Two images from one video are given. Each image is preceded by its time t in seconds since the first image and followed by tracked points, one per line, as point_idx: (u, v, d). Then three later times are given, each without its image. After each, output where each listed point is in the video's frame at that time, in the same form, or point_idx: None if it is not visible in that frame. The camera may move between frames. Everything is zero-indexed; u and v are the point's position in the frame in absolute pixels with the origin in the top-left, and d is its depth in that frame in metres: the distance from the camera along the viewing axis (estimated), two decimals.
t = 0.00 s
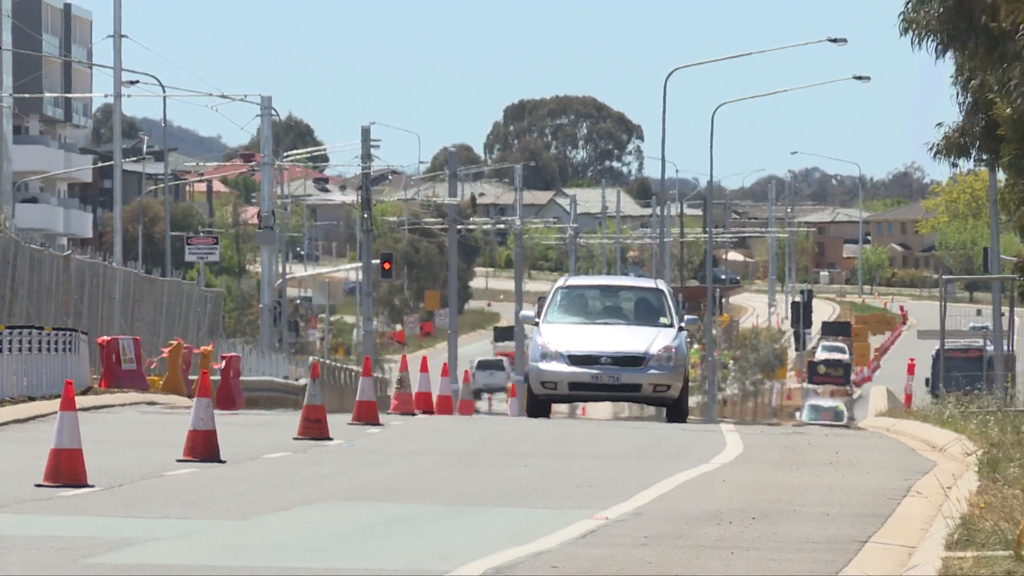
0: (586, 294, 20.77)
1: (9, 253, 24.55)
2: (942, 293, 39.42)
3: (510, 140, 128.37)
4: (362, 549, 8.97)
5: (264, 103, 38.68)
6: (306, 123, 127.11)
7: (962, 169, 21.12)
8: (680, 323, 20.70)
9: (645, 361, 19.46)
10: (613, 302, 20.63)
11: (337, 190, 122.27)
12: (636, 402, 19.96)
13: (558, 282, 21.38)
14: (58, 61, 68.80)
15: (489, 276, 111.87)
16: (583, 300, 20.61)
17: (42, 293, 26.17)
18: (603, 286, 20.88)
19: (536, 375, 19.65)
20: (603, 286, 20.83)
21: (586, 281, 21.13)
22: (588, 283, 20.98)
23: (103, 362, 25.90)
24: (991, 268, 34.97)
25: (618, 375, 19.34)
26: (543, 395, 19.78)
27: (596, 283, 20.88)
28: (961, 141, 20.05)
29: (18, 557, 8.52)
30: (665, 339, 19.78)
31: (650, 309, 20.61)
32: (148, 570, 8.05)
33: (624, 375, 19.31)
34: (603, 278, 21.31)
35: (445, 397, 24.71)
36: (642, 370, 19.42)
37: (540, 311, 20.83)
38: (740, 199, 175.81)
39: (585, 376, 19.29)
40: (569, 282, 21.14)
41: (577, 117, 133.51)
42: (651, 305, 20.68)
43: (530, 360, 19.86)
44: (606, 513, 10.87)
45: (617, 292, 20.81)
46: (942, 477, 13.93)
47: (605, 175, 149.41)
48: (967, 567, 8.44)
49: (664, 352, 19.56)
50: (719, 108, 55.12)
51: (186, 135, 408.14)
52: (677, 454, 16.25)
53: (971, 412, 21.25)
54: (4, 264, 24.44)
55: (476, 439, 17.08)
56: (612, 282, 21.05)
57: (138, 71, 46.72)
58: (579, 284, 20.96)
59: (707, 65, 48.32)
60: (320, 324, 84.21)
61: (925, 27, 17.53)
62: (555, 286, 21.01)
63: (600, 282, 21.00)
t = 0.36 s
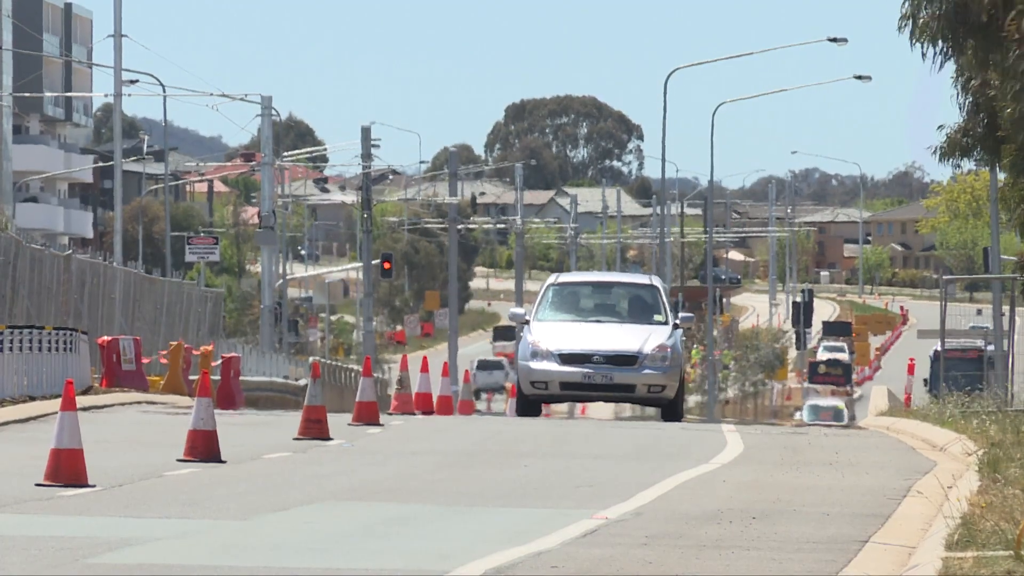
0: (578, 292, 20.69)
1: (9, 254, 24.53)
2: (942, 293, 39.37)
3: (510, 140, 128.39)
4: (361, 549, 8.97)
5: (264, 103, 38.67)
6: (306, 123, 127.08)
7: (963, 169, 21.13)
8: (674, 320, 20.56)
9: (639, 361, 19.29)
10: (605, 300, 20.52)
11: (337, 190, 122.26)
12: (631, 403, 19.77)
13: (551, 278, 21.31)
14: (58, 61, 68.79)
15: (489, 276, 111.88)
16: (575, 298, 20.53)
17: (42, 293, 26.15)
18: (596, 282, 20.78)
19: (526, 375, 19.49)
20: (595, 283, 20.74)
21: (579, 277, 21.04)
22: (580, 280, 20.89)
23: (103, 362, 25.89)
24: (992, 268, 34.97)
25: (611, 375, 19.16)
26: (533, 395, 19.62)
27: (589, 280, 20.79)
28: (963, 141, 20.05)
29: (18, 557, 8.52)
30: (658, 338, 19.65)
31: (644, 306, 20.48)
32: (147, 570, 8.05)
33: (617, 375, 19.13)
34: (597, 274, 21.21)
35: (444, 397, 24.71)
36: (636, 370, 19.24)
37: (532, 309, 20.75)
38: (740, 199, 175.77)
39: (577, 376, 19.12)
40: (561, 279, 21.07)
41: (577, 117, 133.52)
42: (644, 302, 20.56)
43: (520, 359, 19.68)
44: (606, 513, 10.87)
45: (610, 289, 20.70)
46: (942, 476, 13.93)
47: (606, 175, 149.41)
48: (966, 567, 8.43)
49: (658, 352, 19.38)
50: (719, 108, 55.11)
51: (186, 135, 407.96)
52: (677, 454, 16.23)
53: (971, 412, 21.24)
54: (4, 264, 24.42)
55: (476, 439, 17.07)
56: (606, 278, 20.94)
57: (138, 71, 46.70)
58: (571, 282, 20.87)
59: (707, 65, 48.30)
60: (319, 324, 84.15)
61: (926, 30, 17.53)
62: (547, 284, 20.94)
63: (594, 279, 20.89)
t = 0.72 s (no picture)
0: (569, 287, 20.46)
1: (9, 254, 24.52)
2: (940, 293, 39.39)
3: (510, 140, 128.50)
4: (361, 549, 8.96)
5: (264, 103, 38.69)
6: (305, 123, 127.13)
7: (963, 170, 21.18)
8: (667, 318, 20.34)
9: (631, 360, 19.09)
10: (596, 297, 20.30)
11: (337, 190, 122.31)
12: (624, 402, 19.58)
13: (541, 274, 21.07)
14: (58, 61, 68.86)
15: (489, 276, 111.97)
16: (566, 294, 20.30)
17: (42, 293, 26.15)
18: (587, 279, 20.56)
19: (515, 374, 19.30)
20: (587, 279, 20.52)
21: (570, 273, 20.82)
22: (570, 276, 20.66)
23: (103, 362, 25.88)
24: (992, 268, 35.02)
25: (602, 374, 18.97)
26: (523, 395, 19.44)
27: (580, 276, 20.57)
28: (963, 143, 20.08)
29: (18, 556, 8.52)
30: (652, 336, 19.42)
31: (636, 304, 20.26)
32: (148, 569, 8.05)
33: (608, 374, 18.95)
34: (588, 270, 20.97)
35: (445, 396, 24.71)
36: (628, 369, 19.05)
37: (521, 305, 20.51)
38: (739, 199, 175.78)
39: (568, 376, 18.94)
40: (551, 275, 20.84)
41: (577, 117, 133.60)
42: (637, 300, 20.34)
43: (509, 358, 19.47)
44: (606, 513, 10.86)
45: (602, 286, 20.47)
46: (942, 476, 13.93)
47: (606, 176, 149.50)
48: (966, 567, 8.44)
49: (650, 351, 19.18)
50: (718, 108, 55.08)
51: (186, 135, 408.01)
52: (677, 454, 16.23)
53: (971, 412, 21.25)
54: (4, 264, 24.41)
55: (476, 439, 17.08)
56: (598, 274, 20.71)
57: (137, 71, 46.71)
58: (561, 278, 20.64)
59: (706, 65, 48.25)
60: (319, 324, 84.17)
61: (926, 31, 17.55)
62: (537, 279, 20.70)
63: (585, 275, 20.67)
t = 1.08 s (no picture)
0: (559, 286, 20.37)
1: (9, 254, 24.52)
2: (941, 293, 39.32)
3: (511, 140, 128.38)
4: (360, 549, 8.96)
5: (264, 103, 38.66)
6: (305, 123, 127.06)
7: (961, 171, 21.12)
8: (660, 317, 20.22)
9: (623, 360, 18.93)
10: (587, 296, 20.19)
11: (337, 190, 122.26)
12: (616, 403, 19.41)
13: (530, 272, 20.98)
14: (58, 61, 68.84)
15: (489, 276, 111.91)
16: (556, 293, 20.19)
17: (42, 293, 26.15)
18: (578, 277, 20.46)
19: (504, 376, 19.14)
20: (577, 277, 20.43)
21: (560, 271, 20.72)
22: (560, 274, 20.57)
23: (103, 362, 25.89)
24: (992, 268, 35.00)
25: (593, 375, 18.82)
26: (512, 396, 19.26)
27: (571, 274, 20.47)
28: (962, 144, 20.03)
29: (18, 557, 8.52)
30: (644, 336, 19.27)
31: (628, 302, 20.16)
32: (148, 568, 8.04)
33: (599, 376, 18.80)
34: (579, 267, 20.87)
35: (445, 397, 24.70)
36: (620, 370, 18.89)
37: (511, 303, 20.43)
38: (739, 199, 175.65)
39: (558, 377, 18.78)
40: (541, 273, 20.75)
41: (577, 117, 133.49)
42: (629, 298, 20.22)
43: (498, 358, 19.30)
44: (606, 513, 10.86)
45: (593, 284, 20.38)
46: (942, 477, 13.92)
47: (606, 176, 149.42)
48: (966, 567, 8.43)
49: (643, 351, 19.02)
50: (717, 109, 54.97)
51: (186, 135, 407.76)
52: (677, 454, 16.20)
53: (971, 412, 21.26)
54: (4, 264, 24.42)
55: (476, 439, 17.08)
56: (590, 272, 20.61)
57: (138, 72, 46.71)
58: (551, 275, 20.55)
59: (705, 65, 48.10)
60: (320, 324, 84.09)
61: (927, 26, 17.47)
62: (527, 277, 20.61)
63: (576, 273, 20.57)
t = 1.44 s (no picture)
0: (549, 284, 19.64)
1: (8, 254, 24.54)
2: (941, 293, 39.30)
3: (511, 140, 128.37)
4: (360, 549, 8.96)
5: (263, 102, 38.65)
6: (305, 123, 127.13)
7: (961, 171, 21.10)
8: (653, 317, 19.54)
9: (615, 363, 18.31)
10: (578, 295, 19.46)
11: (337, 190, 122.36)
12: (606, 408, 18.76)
13: (518, 270, 20.25)
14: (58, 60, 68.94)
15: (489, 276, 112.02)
16: (546, 293, 19.45)
17: (42, 293, 26.16)
18: (568, 275, 19.74)
19: (492, 380, 18.42)
20: (567, 275, 19.70)
21: (549, 270, 19.97)
22: (550, 273, 19.83)
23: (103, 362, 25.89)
24: (992, 267, 34.97)
25: (584, 378, 18.17)
26: (500, 401, 18.54)
27: (560, 272, 19.75)
28: (960, 143, 20.06)
29: (17, 557, 8.52)
30: (637, 337, 18.61)
31: (620, 301, 19.47)
32: (149, 568, 8.04)
33: (591, 378, 18.15)
34: (568, 265, 20.13)
35: (445, 397, 24.70)
36: (613, 373, 18.26)
37: (499, 303, 19.67)
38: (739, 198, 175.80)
39: (549, 380, 18.13)
40: (529, 270, 20.00)
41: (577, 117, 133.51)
42: (621, 298, 19.52)
43: (484, 362, 18.57)
44: (606, 513, 10.86)
45: (584, 282, 19.66)
46: (942, 477, 13.93)
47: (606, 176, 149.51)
48: (966, 567, 8.43)
49: (636, 354, 18.40)
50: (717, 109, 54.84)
51: (187, 135, 408.12)
52: (676, 455, 16.20)
53: (971, 412, 21.26)
54: (4, 264, 24.43)
55: (476, 440, 17.09)
56: (580, 270, 19.89)
57: (138, 71, 46.72)
58: (540, 274, 19.81)
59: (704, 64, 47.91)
60: (319, 324, 84.09)
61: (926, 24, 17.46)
62: (515, 276, 19.86)
63: (565, 271, 19.85)
